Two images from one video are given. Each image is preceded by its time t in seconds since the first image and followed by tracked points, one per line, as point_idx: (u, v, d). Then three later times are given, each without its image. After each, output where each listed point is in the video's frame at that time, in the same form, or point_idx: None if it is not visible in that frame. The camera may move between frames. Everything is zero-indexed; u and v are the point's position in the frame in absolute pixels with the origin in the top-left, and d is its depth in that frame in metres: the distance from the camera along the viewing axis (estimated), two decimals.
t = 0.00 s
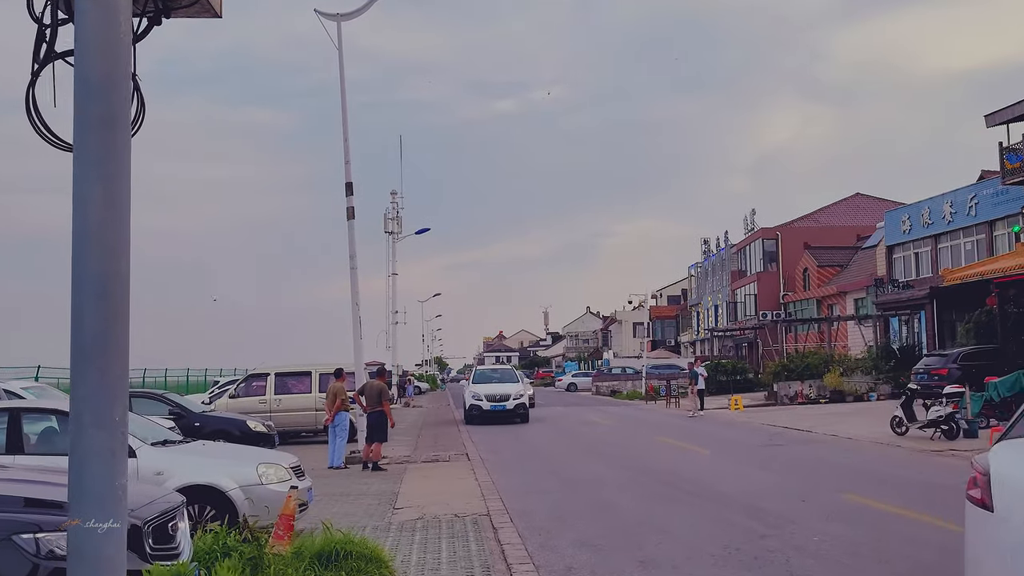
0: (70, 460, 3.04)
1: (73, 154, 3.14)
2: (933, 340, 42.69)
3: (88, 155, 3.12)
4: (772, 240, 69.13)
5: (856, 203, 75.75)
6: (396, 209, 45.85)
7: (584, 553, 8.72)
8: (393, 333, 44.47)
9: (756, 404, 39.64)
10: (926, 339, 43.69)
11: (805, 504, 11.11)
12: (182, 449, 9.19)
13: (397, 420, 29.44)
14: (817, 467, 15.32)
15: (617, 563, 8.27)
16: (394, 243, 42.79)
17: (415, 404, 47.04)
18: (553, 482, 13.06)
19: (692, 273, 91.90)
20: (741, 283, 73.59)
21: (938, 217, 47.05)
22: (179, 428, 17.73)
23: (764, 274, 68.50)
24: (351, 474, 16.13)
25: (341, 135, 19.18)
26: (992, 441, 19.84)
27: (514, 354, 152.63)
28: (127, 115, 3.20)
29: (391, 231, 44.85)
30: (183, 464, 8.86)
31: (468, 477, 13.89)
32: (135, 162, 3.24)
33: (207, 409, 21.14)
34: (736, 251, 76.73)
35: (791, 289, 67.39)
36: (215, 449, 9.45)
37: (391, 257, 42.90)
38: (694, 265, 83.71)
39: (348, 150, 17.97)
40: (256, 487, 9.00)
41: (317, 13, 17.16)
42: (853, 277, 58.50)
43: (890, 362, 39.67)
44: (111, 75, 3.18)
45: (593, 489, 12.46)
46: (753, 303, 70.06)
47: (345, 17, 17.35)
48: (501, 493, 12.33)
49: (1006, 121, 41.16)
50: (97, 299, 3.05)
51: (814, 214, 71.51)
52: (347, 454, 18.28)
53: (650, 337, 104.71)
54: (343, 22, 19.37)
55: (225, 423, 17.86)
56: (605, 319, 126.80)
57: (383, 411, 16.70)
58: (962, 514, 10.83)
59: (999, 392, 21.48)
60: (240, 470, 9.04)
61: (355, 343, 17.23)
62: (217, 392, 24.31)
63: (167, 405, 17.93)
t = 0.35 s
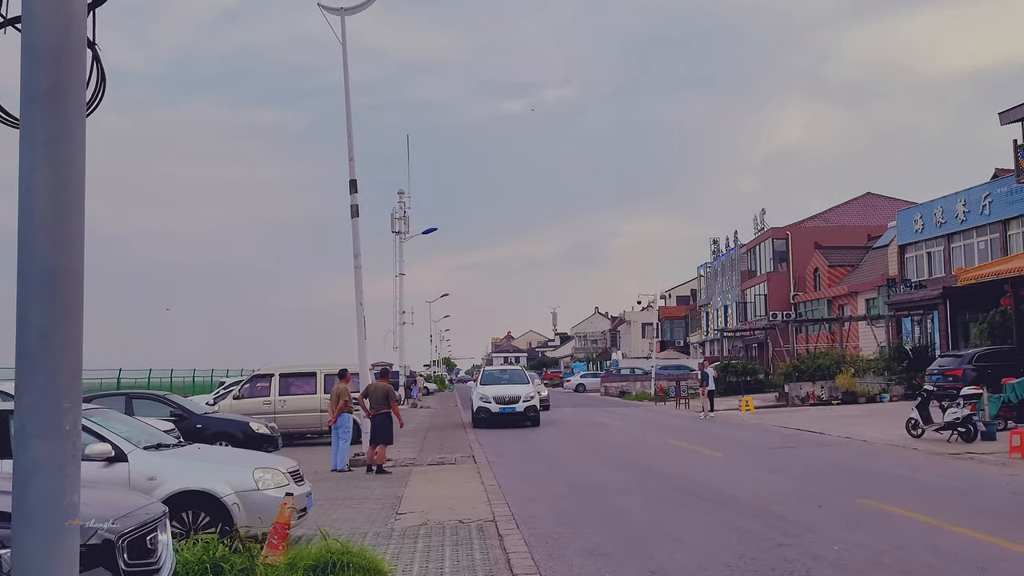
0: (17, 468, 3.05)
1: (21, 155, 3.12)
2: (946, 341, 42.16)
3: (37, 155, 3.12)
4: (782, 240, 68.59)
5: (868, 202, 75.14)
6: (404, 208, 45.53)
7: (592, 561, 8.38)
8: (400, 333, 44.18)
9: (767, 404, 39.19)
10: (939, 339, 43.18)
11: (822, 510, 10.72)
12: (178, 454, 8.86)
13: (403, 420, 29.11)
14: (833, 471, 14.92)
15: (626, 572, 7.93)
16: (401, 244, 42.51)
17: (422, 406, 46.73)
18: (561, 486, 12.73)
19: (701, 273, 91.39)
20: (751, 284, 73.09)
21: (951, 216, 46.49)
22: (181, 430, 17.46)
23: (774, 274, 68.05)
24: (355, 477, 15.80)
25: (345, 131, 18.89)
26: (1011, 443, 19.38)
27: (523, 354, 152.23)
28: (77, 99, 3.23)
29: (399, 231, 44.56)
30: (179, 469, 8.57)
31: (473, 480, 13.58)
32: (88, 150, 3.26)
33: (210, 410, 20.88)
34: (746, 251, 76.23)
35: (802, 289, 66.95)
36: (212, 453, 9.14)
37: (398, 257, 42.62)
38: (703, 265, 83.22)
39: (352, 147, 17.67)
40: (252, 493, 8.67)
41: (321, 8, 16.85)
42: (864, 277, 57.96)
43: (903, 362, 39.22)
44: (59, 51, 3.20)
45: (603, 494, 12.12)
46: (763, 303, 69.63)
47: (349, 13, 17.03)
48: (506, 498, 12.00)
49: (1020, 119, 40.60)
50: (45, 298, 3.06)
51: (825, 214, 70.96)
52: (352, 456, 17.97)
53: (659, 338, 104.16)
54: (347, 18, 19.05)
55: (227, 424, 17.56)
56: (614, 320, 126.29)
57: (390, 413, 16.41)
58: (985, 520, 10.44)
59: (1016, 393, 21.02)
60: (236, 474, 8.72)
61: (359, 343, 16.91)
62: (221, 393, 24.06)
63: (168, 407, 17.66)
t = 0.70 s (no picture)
0: None
1: None
2: (956, 341, 41.64)
3: None
4: (789, 239, 68.09)
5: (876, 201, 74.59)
6: (408, 207, 45.19)
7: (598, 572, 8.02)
8: (404, 333, 43.86)
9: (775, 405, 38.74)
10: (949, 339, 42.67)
11: (837, 516, 10.35)
12: (170, 460, 8.53)
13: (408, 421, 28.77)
14: (847, 475, 14.53)
15: None
16: (406, 243, 42.20)
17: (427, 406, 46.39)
18: (566, 491, 12.38)
19: (707, 272, 90.92)
20: (758, 283, 72.62)
21: (961, 215, 45.96)
22: (180, 432, 17.16)
23: (782, 274, 67.61)
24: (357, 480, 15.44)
25: (346, 128, 18.57)
26: None
27: (529, 355, 151.83)
28: (10, 65, 3.31)
29: (403, 230, 44.24)
30: (170, 475, 8.25)
31: (476, 484, 13.23)
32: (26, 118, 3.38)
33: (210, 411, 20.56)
34: (753, 251, 75.76)
35: (809, 289, 66.50)
36: (206, 459, 8.82)
37: (403, 257, 42.30)
38: (710, 265, 82.76)
39: (353, 143, 17.35)
40: (244, 499, 8.32)
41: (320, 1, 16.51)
42: (873, 277, 57.46)
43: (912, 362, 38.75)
44: None
45: (611, 500, 11.75)
46: (770, 303, 69.20)
47: (349, 6, 16.69)
48: (510, 503, 11.66)
49: None
50: None
51: (832, 213, 70.45)
52: (353, 459, 17.62)
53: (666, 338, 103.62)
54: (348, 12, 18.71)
55: (228, 427, 17.23)
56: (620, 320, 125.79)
57: (391, 416, 16.12)
58: (1007, 527, 10.06)
59: None
60: (228, 479, 8.39)
61: (360, 343, 16.56)
62: (223, 394, 23.76)
63: (167, 408, 17.34)
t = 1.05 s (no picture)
0: None
1: None
2: (965, 339, 41.21)
3: None
4: (795, 238, 67.69)
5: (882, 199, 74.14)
6: (411, 206, 44.86)
7: None
8: (408, 332, 43.60)
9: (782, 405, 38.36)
10: (958, 338, 42.24)
11: (854, 518, 10.00)
12: (163, 460, 8.21)
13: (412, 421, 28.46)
14: (860, 475, 14.18)
15: None
16: (409, 242, 41.87)
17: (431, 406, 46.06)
18: (573, 492, 12.03)
19: (712, 272, 90.53)
20: (764, 282, 72.22)
21: (969, 212, 45.53)
22: (178, 432, 16.84)
23: (787, 273, 67.24)
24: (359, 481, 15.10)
25: (348, 124, 18.27)
26: None
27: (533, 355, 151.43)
28: None
29: (406, 228, 43.92)
30: (164, 476, 7.93)
31: (481, 485, 12.90)
32: None
33: (210, 410, 20.24)
34: (758, 249, 75.35)
35: (815, 288, 66.13)
36: (201, 459, 8.49)
37: (406, 255, 41.99)
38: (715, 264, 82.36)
39: (355, 137, 17.02)
40: (239, 502, 7.98)
41: None
42: (879, 276, 57.05)
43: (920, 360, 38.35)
44: None
45: (620, 501, 11.42)
46: (776, 302, 68.82)
47: None
48: (516, 505, 11.34)
49: None
50: None
51: (838, 212, 70.03)
52: (355, 459, 17.29)
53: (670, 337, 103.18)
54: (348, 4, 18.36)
55: (228, 427, 16.91)
56: (624, 320, 125.38)
57: (394, 415, 15.79)
58: None
59: None
60: (223, 480, 8.07)
61: (363, 340, 16.22)
62: (224, 393, 23.46)
63: (165, 407, 17.04)
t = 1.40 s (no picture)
0: None
1: None
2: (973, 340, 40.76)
3: None
4: (800, 238, 67.25)
5: (886, 199, 73.67)
6: (414, 205, 44.51)
7: None
8: (410, 332, 43.27)
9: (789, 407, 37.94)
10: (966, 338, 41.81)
11: (875, 527, 9.61)
12: (154, 467, 7.82)
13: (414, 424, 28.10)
14: (876, 480, 13.78)
15: None
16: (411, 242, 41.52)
17: (434, 407, 45.71)
18: (581, 498, 11.64)
19: (716, 272, 90.08)
20: (768, 282, 71.82)
21: (977, 212, 45.08)
22: (175, 434, 16.47)
23: (792, 273, 66.84)
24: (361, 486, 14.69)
25: (351, 122, 17.92)
26: None
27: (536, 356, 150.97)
28: None
29: (408, 228, 43.58)
30: (156, 484, 7.55)
31: (486, 491, 12.52)
32: None
33: (209, 412, 19.87)
34: (762, 250, 74.93)
35: (821, 289, 65.71)
36: (195, 467, 8.10)
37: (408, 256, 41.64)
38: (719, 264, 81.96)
39: (357, 134, 16.63)
40: (234, 512, 7.61)
41: None
42: (885, 276, 56.62)
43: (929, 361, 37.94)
44: None
45: (630, 508, 11.04)
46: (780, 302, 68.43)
47: None
48: (524, 512, 10.97)
49: None
50: None
51: (842, 212, 69.59)
52: (356, 463, 16.91)
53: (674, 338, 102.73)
54: None
55: (227, 430, 16.56)
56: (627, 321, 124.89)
57: (397, 418, 15.41)
58: None
59: None
60: (218, 489, 7.69)
61: (365, 341, 15.84)
62: (224, 395, 23.11)
63: (162, 409, 16.66)
